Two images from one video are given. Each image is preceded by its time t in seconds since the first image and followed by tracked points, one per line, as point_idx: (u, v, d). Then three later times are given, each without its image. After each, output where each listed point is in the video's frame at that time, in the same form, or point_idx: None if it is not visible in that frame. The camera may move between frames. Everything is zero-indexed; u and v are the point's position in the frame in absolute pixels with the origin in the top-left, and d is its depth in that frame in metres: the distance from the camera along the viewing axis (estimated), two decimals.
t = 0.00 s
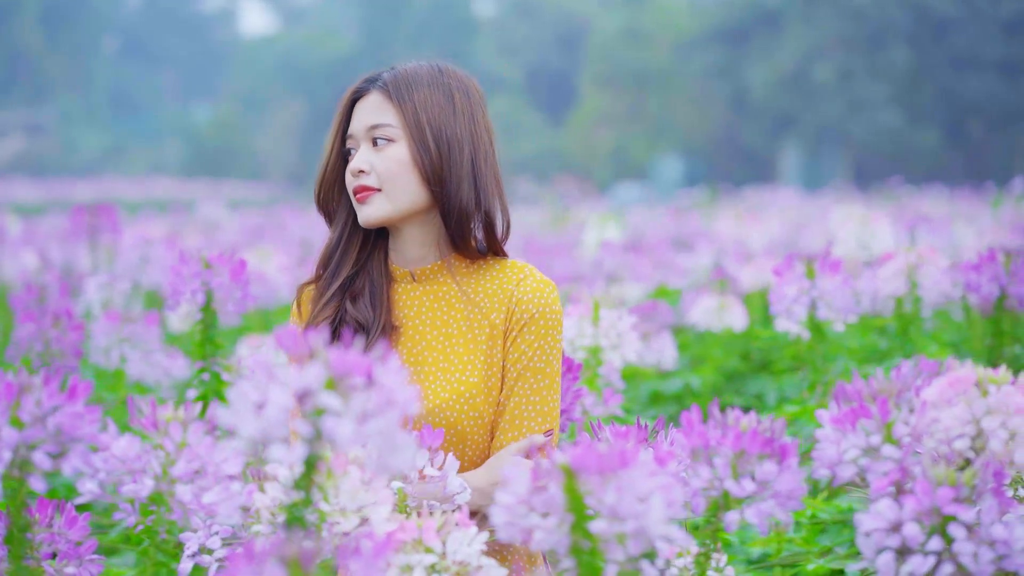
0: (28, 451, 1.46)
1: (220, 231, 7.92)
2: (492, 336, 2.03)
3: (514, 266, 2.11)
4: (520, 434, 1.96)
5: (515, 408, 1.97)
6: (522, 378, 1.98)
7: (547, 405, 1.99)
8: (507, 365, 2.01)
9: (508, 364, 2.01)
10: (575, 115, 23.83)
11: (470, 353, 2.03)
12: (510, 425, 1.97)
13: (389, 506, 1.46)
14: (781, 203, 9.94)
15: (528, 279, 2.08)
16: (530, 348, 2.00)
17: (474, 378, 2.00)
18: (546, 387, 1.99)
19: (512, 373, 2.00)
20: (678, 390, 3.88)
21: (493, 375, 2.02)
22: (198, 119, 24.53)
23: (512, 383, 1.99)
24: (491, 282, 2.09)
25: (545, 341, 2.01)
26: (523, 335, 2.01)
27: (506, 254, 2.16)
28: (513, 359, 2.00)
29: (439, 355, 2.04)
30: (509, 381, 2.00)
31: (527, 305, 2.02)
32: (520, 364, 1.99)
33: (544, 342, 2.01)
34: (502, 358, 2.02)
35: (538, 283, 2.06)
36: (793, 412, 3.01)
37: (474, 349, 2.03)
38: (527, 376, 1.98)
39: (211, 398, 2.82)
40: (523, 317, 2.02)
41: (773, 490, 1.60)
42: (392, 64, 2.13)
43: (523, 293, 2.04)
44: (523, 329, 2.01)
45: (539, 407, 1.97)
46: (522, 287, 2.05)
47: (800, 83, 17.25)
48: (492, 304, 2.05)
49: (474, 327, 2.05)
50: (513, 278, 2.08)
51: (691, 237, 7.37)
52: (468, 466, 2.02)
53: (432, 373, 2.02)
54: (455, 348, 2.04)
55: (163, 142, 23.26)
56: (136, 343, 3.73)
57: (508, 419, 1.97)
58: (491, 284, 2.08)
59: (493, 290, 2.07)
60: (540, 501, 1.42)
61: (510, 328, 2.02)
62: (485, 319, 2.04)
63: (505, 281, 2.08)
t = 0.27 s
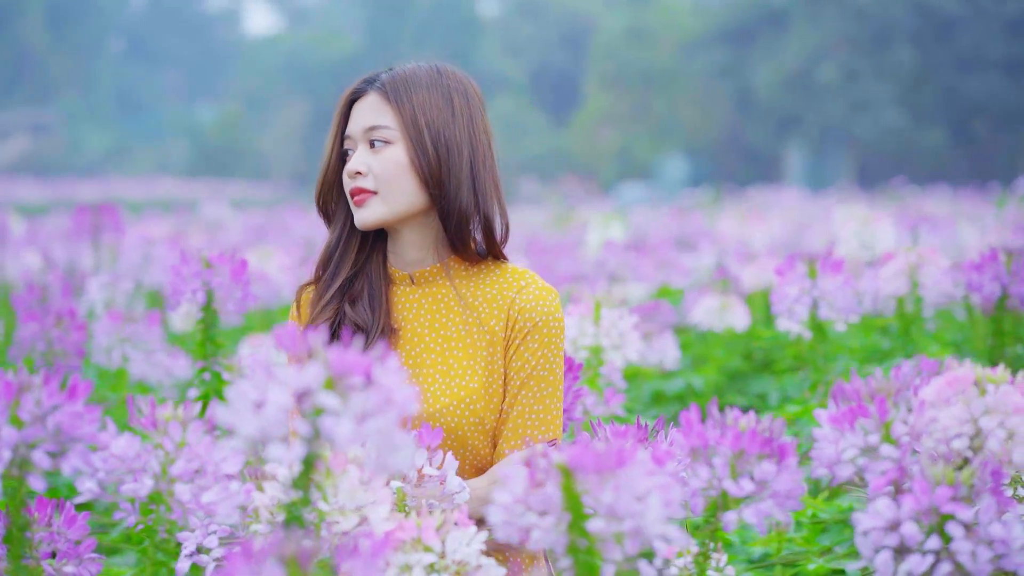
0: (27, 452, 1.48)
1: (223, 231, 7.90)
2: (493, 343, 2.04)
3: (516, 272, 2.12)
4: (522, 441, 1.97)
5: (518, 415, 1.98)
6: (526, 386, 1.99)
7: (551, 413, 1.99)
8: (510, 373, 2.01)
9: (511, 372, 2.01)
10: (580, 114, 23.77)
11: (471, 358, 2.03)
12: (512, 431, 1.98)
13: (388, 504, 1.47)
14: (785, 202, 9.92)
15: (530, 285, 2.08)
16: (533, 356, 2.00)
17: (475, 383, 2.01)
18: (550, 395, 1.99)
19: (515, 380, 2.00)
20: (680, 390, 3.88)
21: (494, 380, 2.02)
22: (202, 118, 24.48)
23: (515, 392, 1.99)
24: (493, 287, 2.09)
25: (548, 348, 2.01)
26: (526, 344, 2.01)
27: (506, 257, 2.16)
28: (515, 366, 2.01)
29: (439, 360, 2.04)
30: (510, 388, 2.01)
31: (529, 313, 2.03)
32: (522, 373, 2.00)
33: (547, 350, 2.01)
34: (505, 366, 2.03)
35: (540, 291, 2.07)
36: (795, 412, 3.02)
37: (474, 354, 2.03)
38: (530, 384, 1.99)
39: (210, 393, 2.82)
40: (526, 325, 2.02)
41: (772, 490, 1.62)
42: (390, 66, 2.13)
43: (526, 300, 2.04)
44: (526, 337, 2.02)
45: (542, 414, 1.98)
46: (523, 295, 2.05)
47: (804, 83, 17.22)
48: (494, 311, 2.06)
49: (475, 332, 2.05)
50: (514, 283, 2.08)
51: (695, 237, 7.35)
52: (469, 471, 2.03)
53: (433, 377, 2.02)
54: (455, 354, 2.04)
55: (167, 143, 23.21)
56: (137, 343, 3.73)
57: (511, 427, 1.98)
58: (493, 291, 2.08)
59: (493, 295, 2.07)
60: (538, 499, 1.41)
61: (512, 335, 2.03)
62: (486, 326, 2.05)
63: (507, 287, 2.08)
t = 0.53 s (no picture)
0: (27, 450, 1.60)
1: (228, 231, 7.89)
2: (497, 345, 2.03)
3: (520, 272, 2.11)
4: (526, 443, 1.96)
5: (522, 418, 1.98)
6: (530, 389, 1.98)
7: (556, 416, 1.99)
8: (515, 376, 2.01)
9: (516, 376, 2.01)
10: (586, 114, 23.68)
11: (474, 359, 2.03)
12: (516, 434, 1.98)
13: (389, 504, 1.47)
14: (793, 201, 9.85)
15: (535, 286, 2.07)
16: (538, 359, 2.00)
17: (478, 383, 2.01)
18: (554, 398, 1.99)
19: (519, 382, 2.00)
20: (684, 389, 3.89)
21: (498, 381, 2.02)
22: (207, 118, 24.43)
23: (521, 395, 1.99)
24: (496, 289, 2.08)
25: (553, 351, 2.01)
26: (532, 346, 2.01)
27: (510, 257, 2.15)
28: (521, 368, 2.00)
29: (442, 361, 2.04)
30: (515, 390, 2.00)
31: (534, 316, 2.02)
32: (527, 377, 1.99)
33: (553, 353, 2.00)
34: (509, 368, 2.03)
35: (545, 292, 2.06)
36: (798, 411, 3.02)
37: (477, 355, 2.03)
38: (535, 389, 1.99)
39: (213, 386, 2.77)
40: (532, 328, 2.01)
41: (771, 490, 1.65)
42: (393, 64, 2.13)
43: (531, 302, 2.04)
44: (531, 340, 2.01)
45: (548, 417, 1.98)
46: (529, 297, 2.05)
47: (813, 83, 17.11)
48: (498, 312, 2.05)
49: (478, 334, 2.05)
50: (518, 284, 2.08)
51: (700, 237, 7.31)
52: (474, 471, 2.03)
53: (436, 378, 2.02)
54: (458, 355, 2.04)
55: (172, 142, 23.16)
56: (141, 341, 3.75)
57: (515, 429, 1.98)
58: (497, 292, 2.08)
59: (497, 296, 2.07)
60: (537, 497, 1.41)
61: (516, 337, 2.03)
62: (490, 327, 2.04)
63: (512, 288, 2.07)
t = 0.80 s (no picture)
0: (27, 448, 1.53)
1: (233, 231, 7.88)
2: (503, 342, 2.03)
3: (525, 270, 2.11)
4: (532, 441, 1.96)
5: (528, 416, 1.98)
6: (536, 387, 1.98)
7: (561, 414, 1.99)
8: (521, 373, 2.01)
9: (521, 373, 2.01)
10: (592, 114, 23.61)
11: (479, 356, 2.03)
12: (521, 431, 1.98)
13: (388, 501, 1.47)
14: (799, 202, 9.78)
15: (541, 284, 2.07)
16: (544, 357, 2.00)
17: (483, 381, 2.01)
18: (560, 396, 1.99)
19: (525, 380, 2.00)
20: (689, 389, 3.89)
21: (504, 378, 2.02)
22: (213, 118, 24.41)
23: (526, 393, 1.99)
24: (502, 287, 2.09)
25: (559, 349, 2.01)
26: (539, 344, 2.01)
27: (515, 255, 2.15)
28: (526, 366, 2.01)
29: (447, 357, 2.04)
30: (520, 387, 2.01)
31: (540, 314, 2.02)
32: (533, 376, 1.99)
33: (558, 351, 2.01)
34: (515, 365, 2.03)
35: (551, 290, 2.06)
36: (802, 411, 3.03)
37: (482, 352, 2.03)
38: (541, 386, 1.99)
39: (213, 385, 2.70)
40: (538, 325, 2.02)
41: (772, 489, 1.64)
42: (400, 61, 2.13)
43: (538, 300, 2.04)
44: (537, 338, 2.01)
45: (553, 415, 1.98)
46: (536, 295, 2.05)
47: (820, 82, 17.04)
48: (504, 310, 2.05)
49: (484, 331, 2.05)
50: (525, 282, 2.08)
51: (706, 237, 7.27)
52: (479, 468, 2.03)
53: (441, 374, 2.02)
54: (463, 351, 2.04)
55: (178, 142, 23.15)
56: (145, 341, 3.76)
57: (520, 426, 1.98)
58: (503, 290, 2.08)
59: (502, 293, 2.07)
60: (537, 496, 1.41)
61: (521, 335, 2.03)
62: (496, 325, 2.04)
63: (518, 285, 2.08)
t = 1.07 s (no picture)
0: (26, 446, 1.57)
1: (238, 230, 7.87)
2: (509, 338, 2.03)
3: (532, 267, 2.11)
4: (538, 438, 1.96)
5: (535, 412, 1.97)
6: (542, 383, 1.98)
7: (567, 410, 1.98)
8: (527, 370, 2.01)
9: (528, 369, 2.01)
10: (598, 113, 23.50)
11: (485, 352, 2.03)
12: (528, 428, 1.97)
13: (388, 500, 1.46)
14: (806, 202, 9.69)
15: (547, 281, 2.08)
16: (550, 353, 2.00)
17: (488, 376, 2.01)
18: (566, 392, 1.99)
19: (531, 376, 2.01)
20: (693, 388, 3.90)
21: (509, 374, 2.02)
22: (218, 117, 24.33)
23: (532, 389, 1.99)
24: (508, 284, 2.09)
25: (565, 346, 2.01)
26: (545, 340, 2.01)
27: (522, 253, 2.15)
28: (532, 362, 2.01)
29: (454, 353, 2.04)
30: (525, 382, 2.01)
31: (546, 310, 2.03)
32: (540, 372, 1.99)
33: (564, 347, 2.01)
34: (521, 362, 2.03)
35: (558, 287, 2.06)
36: (806, 410, 3.03)
37: (488, 347, 2.03)
38: (547, 383, 1.99)
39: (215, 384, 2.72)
40: (545, 322, 2.02)
41: (772, 487, 1.65)
42: (408, 57, 2.13)
43: (545, 296, 2.04)
44: (543, 334, 2.02)
45: (558, 411, 1.97)
46: (542, 292, 2.05)
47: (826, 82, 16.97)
48: (510, 306, 2.05)
49: (490, 327, 2.05)
50: (530, 279, 2.08)
51: (711, 237, 7.21)
52: (484, 464, 2.03)
53: (446, 370, 2.02)
54: (469, 347, 2.04)
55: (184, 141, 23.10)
56: (149, 340, 3.78)
57: (526, 423, 1.97)
58: (509, 287, 2.08)
59: (509, 289, 2.07)
60: (536, 495, 1.40)
61: (528, 332, 2.03)
62: (503, 320, 2.04)
63: (524, 282, 2.08)
